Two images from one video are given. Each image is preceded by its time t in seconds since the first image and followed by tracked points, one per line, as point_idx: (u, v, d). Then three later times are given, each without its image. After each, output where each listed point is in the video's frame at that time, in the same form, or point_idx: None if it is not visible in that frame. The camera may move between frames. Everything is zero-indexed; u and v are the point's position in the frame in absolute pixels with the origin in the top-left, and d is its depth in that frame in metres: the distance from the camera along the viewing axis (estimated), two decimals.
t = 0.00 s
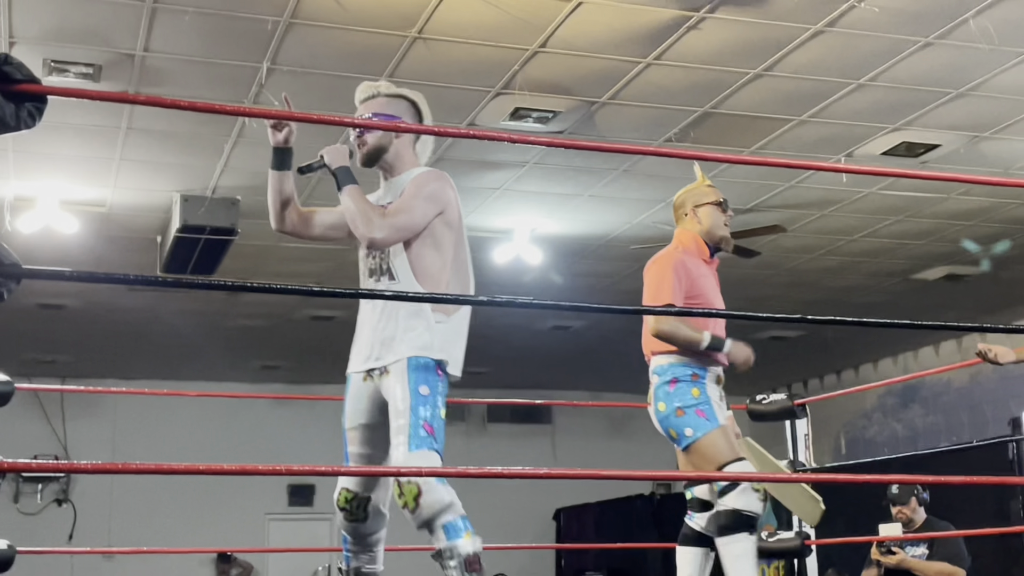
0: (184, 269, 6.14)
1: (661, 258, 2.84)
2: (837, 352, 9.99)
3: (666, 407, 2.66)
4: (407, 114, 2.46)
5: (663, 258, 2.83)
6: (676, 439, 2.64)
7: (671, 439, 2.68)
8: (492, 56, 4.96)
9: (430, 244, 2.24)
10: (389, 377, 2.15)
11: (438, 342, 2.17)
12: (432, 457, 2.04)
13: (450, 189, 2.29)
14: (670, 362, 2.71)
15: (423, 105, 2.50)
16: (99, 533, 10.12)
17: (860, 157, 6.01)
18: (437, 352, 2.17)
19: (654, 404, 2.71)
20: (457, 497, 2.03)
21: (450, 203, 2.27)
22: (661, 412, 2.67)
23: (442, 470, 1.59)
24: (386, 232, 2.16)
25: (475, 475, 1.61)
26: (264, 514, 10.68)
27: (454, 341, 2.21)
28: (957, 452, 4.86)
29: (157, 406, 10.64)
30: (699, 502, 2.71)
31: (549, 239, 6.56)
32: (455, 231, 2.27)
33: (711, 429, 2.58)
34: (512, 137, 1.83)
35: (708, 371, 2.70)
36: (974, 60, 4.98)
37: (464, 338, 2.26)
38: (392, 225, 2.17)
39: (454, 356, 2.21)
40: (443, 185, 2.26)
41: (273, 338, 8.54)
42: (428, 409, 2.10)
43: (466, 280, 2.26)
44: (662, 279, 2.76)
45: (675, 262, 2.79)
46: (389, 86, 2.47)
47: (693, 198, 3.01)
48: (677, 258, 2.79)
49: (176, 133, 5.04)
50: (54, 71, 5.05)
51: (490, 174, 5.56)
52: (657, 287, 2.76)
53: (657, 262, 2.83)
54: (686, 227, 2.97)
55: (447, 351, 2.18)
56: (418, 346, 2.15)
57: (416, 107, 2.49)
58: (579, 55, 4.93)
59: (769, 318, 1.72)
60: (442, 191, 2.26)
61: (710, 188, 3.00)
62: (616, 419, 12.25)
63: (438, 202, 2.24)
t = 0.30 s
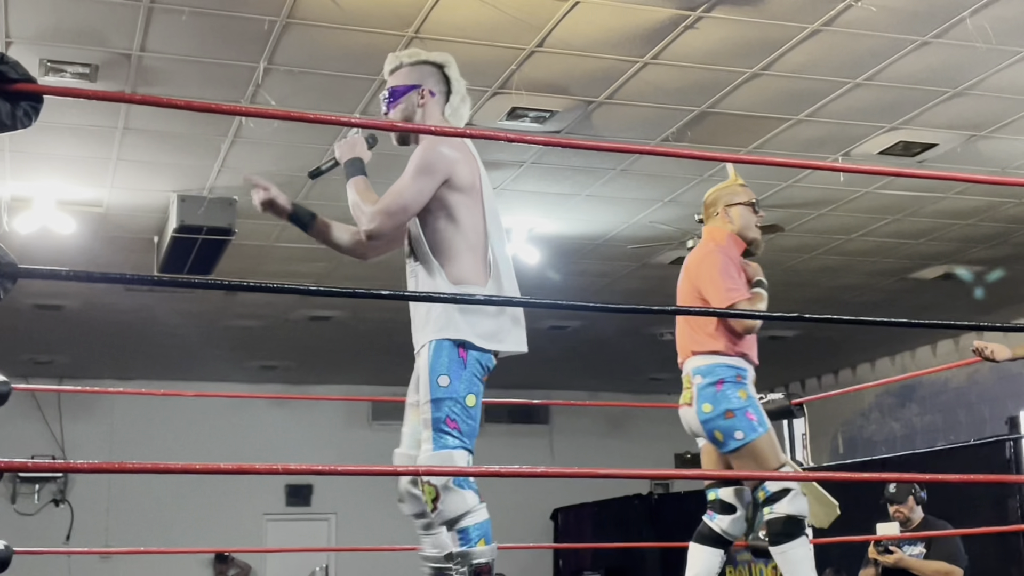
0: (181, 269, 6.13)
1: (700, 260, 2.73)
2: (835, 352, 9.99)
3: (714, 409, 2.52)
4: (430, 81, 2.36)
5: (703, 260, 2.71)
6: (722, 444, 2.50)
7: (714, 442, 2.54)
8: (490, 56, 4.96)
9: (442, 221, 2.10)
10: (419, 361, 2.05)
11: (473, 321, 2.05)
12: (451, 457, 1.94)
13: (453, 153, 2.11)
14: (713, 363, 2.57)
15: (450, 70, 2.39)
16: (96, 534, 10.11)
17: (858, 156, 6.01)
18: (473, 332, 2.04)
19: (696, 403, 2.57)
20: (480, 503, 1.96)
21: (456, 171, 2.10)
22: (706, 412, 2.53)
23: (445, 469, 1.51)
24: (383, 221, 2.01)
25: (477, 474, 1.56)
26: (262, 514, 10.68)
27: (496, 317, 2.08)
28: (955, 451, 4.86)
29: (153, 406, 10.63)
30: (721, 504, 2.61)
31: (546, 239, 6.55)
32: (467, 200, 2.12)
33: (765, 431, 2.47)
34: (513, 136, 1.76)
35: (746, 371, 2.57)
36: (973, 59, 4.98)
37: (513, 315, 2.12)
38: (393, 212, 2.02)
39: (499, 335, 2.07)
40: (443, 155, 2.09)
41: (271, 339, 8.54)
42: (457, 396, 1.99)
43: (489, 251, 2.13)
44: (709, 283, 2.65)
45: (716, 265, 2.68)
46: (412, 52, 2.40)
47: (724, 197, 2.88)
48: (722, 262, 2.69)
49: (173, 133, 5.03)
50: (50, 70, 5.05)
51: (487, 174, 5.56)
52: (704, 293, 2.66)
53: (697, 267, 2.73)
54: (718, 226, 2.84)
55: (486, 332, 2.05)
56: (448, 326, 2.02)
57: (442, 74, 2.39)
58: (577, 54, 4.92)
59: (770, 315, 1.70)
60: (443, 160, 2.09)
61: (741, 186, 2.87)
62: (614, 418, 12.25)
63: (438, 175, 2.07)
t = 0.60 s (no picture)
0: (175, 266, 6.12)
1: (747, 259, 2.63)
2: (830, 350, 10.00)
3: (771, 403, 2.47)
4: (449, 72, 2.29)
5: (751, 259, 2.62)
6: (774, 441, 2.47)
7: (765, 436, 2.50)
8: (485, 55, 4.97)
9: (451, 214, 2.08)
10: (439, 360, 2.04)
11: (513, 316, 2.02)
12: (463, 453, 1.90)
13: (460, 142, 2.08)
14: (767, 356, 2.53)
15: (469, 58, 2.30)
16: (90, 532, 10.11)
17: (852, 155, 6.01)
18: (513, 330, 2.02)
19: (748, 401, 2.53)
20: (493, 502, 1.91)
21: (461, 161, 2.06)
22: (767, 407, 2.48)
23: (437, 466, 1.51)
24: (389, 219, 2.02)
25: (469, 472, 1.55)
26: (256, 512, 10.68)
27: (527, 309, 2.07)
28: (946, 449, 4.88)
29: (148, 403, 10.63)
30: (762, 505, 2.59)
31: (541, 237, 6.56)
32: (480, 188, 2.06)
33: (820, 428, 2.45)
34: (505, 136, 1.69)
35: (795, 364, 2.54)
36: (967, 58, 4.99)
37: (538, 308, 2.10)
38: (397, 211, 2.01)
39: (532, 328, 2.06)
40: (448, 146, 2.06)
41: (267, 336, 8.54)
42: (469, 392, 1.96)
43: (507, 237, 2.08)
44: (765, 285, 2.56)
45: (768, 266, 2.59)
46: (434, 47, 2.34)
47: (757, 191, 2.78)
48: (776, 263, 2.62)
49: (167, 131, 5.03)
50: (45, 68, 5.04)
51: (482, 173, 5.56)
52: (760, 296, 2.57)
53: (744, 265, 2.64)
54: (755, 221, 2.75)
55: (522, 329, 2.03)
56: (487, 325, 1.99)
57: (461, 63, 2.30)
58: (571, 53, 4.93)
59: (759, 315, 1.71)
60: (449, 151, 2.05)
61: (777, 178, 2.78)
62: (610, 416, 12.26)
63: (442, 165, 2.03)
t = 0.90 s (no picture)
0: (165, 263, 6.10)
1: (770, 255, 2.49)
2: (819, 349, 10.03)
3: (796, 402, 2.36)
4: (492, 79, 2.22)
5: (774, 256, 2.48)
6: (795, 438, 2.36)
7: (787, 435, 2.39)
8: (476, 51, 4.97)
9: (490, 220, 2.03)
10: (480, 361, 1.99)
11: (538, 322, 1.93)
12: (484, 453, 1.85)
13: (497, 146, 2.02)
14: (792, 355, 2.42)
15: (511, 62, 2.21)
16: (78, 528, 10.08)
17: (842, 153, 6.02)
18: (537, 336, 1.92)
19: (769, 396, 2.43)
20: (505, 506, 1.83)
21: (492, 164, 1.99)
22: (790, 404, 2.36)
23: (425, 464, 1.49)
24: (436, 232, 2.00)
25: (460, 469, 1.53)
26: (245, 510, 10.68)
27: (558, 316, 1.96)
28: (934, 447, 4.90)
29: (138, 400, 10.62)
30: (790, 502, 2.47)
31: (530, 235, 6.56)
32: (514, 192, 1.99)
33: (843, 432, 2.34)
34: (494, 131, 1.65)
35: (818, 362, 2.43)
36: (957, 58, 5.00)
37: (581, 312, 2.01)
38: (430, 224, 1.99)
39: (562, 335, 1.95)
40: (478, 150, 2.00)
41: (256, 333, 8.52)
42: (495, 392, 1.90)
43: (546, 240, 2.00)
44: (791, 282, 2.42)
45: (793, 263, 2.45)
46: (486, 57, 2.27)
47: (773, 189, 2.66)
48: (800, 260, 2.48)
49: (156, 127, 5.02)
50: (34, 63, 5.02)
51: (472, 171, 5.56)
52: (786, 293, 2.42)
53: (766, 263, 2.49)
54: (771, 219, 2.62)
55: (547, 335, 1.93)
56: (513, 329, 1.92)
57: (505, 68, 2.21)
58: (561, 50, 4.92)
59: (748, 313, 1.69)
60: (479, 156, 1.99)
61: (798, 176, 2.67)
62: (600, 414, 12.27)
63: (471, 171, 1.98)
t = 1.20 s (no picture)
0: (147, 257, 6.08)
1: (767, 250, 2.47)
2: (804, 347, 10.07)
3: (786, 394, 2.35)
4: (540, 73, 2.22)
5: (771, 251, 2.46)
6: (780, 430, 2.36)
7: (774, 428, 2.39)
8: (461, 47, 4.97)
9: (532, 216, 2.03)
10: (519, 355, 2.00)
11: (556, 314, 1.92)
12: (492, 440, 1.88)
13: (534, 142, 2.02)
14: (789, 350, 2.41)
15: (554, 53, 2.20)
16: (60, 523, 10.03)
17: (826, 151, 6.04)
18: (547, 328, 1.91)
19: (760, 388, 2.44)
20: (498, 484, 1.83)
21: (529, 158, 2.01)
22: (780, 398, 2.36)
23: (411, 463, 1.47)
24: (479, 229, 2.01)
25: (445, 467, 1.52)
26: (228, 505, 10.66)
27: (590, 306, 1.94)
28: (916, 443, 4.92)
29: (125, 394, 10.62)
30: (777, 499, 2.41)
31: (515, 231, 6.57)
32: (550, 185, 2.00)
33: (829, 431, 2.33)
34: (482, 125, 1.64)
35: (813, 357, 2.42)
36: (941, 57, 5.02)
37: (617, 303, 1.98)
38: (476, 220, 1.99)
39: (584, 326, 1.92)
40: (515, 146, 2.02)
41: (241, 328, 8.51)
42: (505, 381, 1.91)
43: (583, 232, 2.00)
44: (790, 277, 2.39)
45: (791, 257, 2.43)
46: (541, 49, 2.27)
47: (764, 183, 2.65)
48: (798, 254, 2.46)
49: (140, 120, 5.01)
50: (18, 55, 5.02)
51: (456, 166, 5.56)
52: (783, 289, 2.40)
53: (763, 258, 2.47)
54: (764, 212, 2.61)
55: (561, 326, 1.91)
56: (522, 317, 1.94)
57: (550, 60, 2.21)
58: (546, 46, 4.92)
59: (731, 309, 1.70)
60: (517, 152, 2.02)
61: (787, 166, 2.67)
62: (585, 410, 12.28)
63: (510, 165, 2.00)
